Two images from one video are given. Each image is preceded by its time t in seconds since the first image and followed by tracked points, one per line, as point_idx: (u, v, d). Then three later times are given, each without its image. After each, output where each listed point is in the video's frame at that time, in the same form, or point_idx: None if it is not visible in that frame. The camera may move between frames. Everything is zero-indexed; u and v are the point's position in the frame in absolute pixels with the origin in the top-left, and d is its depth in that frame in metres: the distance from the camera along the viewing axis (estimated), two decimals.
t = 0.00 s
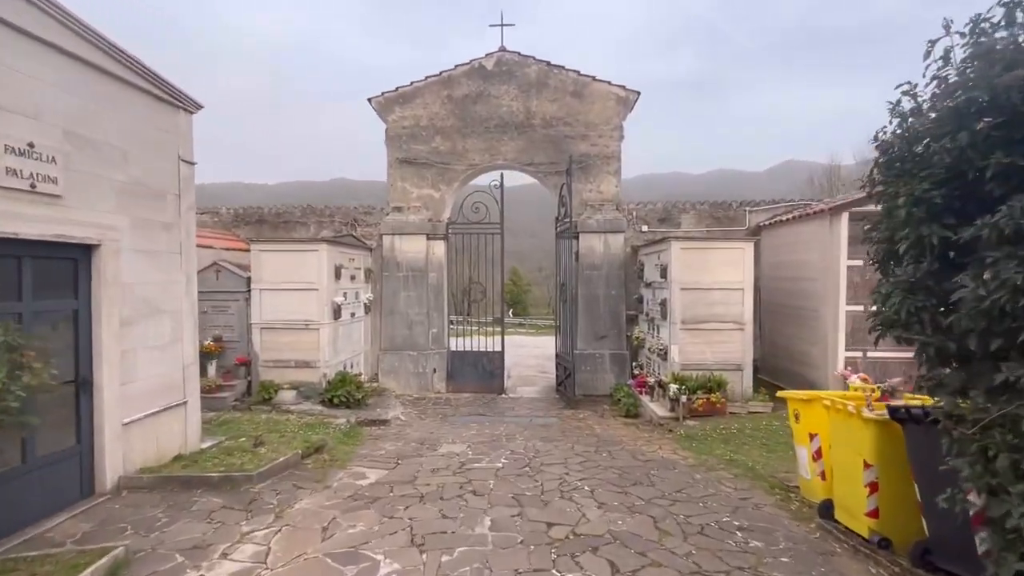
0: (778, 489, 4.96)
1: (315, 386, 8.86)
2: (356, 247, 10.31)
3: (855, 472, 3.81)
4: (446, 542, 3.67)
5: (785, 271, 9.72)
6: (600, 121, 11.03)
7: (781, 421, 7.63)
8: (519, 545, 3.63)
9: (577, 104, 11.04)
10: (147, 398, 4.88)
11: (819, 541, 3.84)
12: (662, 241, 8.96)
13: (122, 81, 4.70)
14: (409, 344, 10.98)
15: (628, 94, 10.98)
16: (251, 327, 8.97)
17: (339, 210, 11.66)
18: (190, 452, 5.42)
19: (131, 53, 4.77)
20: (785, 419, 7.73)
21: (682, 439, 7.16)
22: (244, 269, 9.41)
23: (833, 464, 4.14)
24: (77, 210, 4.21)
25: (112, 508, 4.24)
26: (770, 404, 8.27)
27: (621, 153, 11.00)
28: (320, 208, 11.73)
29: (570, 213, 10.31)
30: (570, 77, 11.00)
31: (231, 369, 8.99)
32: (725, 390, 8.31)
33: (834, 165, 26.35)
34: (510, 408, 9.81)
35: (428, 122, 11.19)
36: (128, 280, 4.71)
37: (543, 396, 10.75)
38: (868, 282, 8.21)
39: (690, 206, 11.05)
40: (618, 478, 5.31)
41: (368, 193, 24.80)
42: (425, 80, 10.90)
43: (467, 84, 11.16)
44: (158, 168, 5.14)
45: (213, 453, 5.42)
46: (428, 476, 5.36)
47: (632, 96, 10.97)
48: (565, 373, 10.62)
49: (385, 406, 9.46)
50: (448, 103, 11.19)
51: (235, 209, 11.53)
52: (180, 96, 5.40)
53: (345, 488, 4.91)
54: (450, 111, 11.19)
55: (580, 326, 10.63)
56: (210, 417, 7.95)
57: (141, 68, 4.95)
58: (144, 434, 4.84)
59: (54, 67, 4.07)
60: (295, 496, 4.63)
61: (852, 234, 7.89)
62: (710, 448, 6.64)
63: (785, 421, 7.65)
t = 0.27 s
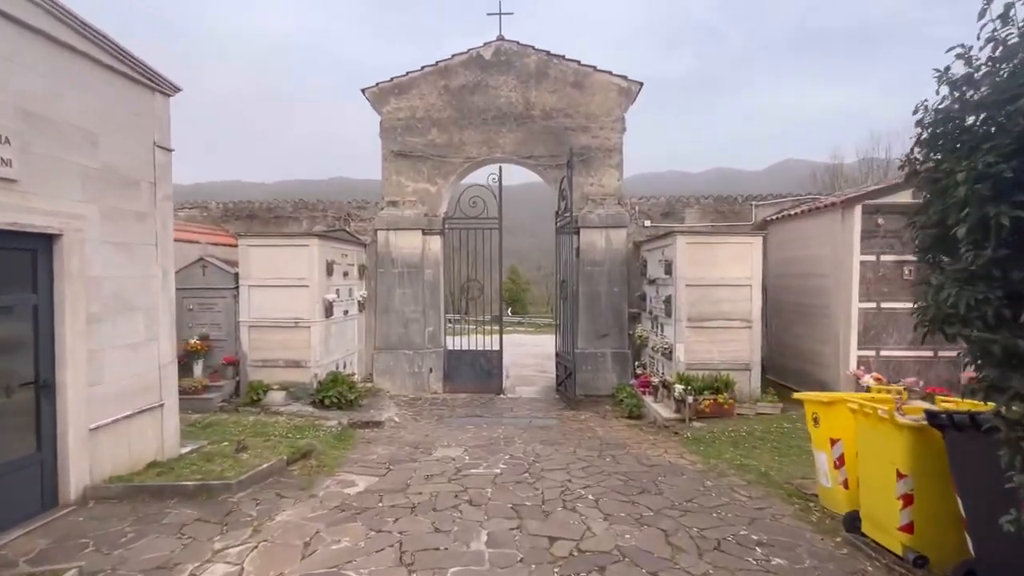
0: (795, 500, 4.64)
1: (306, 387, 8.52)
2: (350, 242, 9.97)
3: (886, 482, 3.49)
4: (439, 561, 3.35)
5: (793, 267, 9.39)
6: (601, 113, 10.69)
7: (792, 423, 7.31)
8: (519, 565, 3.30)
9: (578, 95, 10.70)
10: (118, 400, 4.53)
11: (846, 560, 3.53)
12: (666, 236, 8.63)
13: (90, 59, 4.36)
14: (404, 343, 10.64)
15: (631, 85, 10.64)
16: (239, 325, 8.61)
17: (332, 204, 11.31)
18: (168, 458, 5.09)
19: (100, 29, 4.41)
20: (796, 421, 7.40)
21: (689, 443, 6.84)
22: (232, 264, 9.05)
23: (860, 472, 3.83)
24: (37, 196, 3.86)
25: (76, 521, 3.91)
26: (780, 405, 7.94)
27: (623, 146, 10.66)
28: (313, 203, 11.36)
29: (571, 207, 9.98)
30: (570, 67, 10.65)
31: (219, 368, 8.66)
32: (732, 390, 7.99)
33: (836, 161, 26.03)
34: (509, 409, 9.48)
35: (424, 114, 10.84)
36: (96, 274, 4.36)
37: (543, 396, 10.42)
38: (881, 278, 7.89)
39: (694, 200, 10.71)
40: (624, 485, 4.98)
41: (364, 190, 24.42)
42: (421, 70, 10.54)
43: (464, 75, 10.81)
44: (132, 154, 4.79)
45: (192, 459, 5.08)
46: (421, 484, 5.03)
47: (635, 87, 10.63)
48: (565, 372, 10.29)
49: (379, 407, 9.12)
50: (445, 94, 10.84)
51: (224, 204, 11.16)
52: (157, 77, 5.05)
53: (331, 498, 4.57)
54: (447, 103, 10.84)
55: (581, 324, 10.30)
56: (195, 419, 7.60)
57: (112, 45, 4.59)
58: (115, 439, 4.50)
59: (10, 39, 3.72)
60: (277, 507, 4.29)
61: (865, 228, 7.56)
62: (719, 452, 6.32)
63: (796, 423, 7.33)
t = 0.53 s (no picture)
0: (813, 510, 4.35)
1: (298, 387, 8.21)
2: (344, 237, 9.65)
3: (919, 494, 3.22)
4: None
5: (802, 262, 9.07)
6: (603, 104, 10.36)
7: (803, 425, 7.01)
8: None
9: (579, 85, 10.36)
10: (88, 404, 4.23)
11: None
12: (671, 231, 8.32)
13: (55, 36, 4.04)
14: (401, 341, 10.34)
15: (634, 75, 10.30)
16: (227, 322, 8.29)
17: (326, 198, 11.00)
18: (144, 464, 4.78)
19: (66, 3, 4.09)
20: (807, 423, 7.10)
21: (696, 446, 6.53)
22: (221, 260, 8.73)
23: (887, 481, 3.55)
24: None
25: (37, 536, 3.60)
26: (789, 406, 7.64)
27: (626, 138, 10.33)
28: (306, 197, 11.03)
29: (572, 201, 9.66)
30: (571, 56, 10.32)
31: (207, 368, 8.37)
32: (741, 390, 7.68)
33: (839, 157, 25.69)
34: (509, 409, 9.18)
35: (420, 105, 10.50)
36: (62, 269, 4.05)
37: (543, 396, 10.12)
38: (896, 274, 7.58)
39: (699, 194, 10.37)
40: (630, 494, 4.69)
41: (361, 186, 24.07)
42: (417, 59, 10.20)
43: (462, 64, 10.47)
44: (102, 139, 4.47)
45: (170, 466, 4.78)
46: (414, 492, 4.73)
47: (638, 77, 10.29)
48: (566, 371, 10.00)
49: (374, 408, 8.82)
50: (442, 85, 10.50)
51: (215, 198, 10.83)
52: (131, 58, 4.72)
53: (317, 508, 4.27)
54: (444, 94, 10.50)
55: (582, 322, 10.00)
56: (181, 421, 7.30)
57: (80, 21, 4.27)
58: (85, 446, 4.19)
59: None
60: (258, 519, 4.00)
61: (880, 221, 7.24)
62: (729, 457, 6.02)
63: (807, 424, 7.04)
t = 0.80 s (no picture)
0: (835, 521, 4.03)
1: (288, 386, 7.89)
2: (337, 231, 9.32)
3: (960, 509, 2.90)
4: None
5: (812, 257, 8.74)
6: (605, 94, 10.02)
7: (815, 426, 6.69)
8: None
9: (580, 74, 10.02)
10: (49, 406, 3.90)
11: None
12: (677, 224, 7.99)
13: (13, 6, 3.72)
14: (396, 339, 10.02)
15: (637, 63, 9.96)
16: (214, 319, 7.97)
17: (319, 192, 10.53)
18: (115, 471, 4.46)
19: None
20: (819, 424, 6.78)
21: (704, 448, 6.22)
22: (208, 254, 8.40)
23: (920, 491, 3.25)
24: None
25: None
26: (800, 406, 7.32)
27: (629, 129, 9.99)
28: (299, 190, 10.69)
29: (573, 194, 9.33)
30: (572, 44, 9.97)
31: (195, 368, 8.04)
32: (749, 390, 7.36)
33: (843, 152, 25.33)
34: (507, 410, 8.86)
35: (416, 95, 10.16)
36: (21, 260, 3.74)
37: (543, 396, 9.80)
38: (912, 269, 7.25)
39: (704, 186, 10.02)
40: (636, 502, 4.38)
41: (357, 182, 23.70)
42: (413, 47, 9.85)
43: (459, 53, 10.12)
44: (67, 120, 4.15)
45: (143, 472, 4.46)
46: (404, 501, 4.41)
47: (641, 65, 9.94)
48: (567, 370, 9.68)
49: (368, 408, 8.50)
50: (438, 74, 10.15)
51: (205, 191, 10.49)
52: (100, 34, 4.40)
53: (297, 519, 3.96)
54: (441, 83, 10.16)
55: (584, 319, 9.67)
56: (164, 422, 6.98)
57: None
58: (47, 451, 3.88)
59: None
60: (232, 532, 3.69)
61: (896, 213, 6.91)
62: (739, 460, 5.71)
63: (819, 426, 6.72)
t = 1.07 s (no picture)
0: (863, 539, 3.74)
1: (279, 387, 7.59)
2: (331, 227, 9.01)
3: (1013, 531, 2.59)
4: None
5: (823, 254, 8.43)
6: (608, 85, 9.69)
7: (830, 431, 6.38)
8: None
9: (583, 65, 9.69)
10: (7, 414, 3.59)
11: None
12: (683, 219, 7.69)
13: None
14: (392, 338, 9.72)
15: (641, 53, 9.62)
16: (202, 318, 7.66)
17: (313, 186, 10.13)
18: (84, 481, 4.15)
19: None
20: (833, 428, 6.48)
21: (713, 454, 5.91)
22: (196, 250, 8.08)
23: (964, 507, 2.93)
24: None
25: None
26: (812, 409, 7.01)
27: (633, 121, 9.66)
28: (292, 184, 10.36)
29: (575, 187, 9.01)
30: (574, 34, 9.63)
31: (182, 368, 7.73)
32: (759, 392, 7.05)
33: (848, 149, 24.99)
34: (507, 412, 8.56)
35: (413, 86, 9.83)
36: None
37: (544, 397, 9.50)
38: (930, 266, 6.94)
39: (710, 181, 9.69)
40: (645, 516, 4.08)
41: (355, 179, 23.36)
42: (409, 36, 9.51)
43: (458, 42, 9.78)
44: (31, 104, 3.84)
45: (114, 483, 4.16)
46: (395, 513, 4.11)
47: (646, 55, 9.60)
48: (568, 370, 9.38)
49: (362, 409, 8.20)
50: (436, 64, 9.82)
51: (194, 185, 10.16)
52: (67, 11, 4.08)
53: (278, 535, 3.65)
54: (438, 73, 9.83)
55: (586, 318, 9.37)
56: (148, 425, 6.68)
57: None
58: (5, 462, 3.56)
59: None
60: (206, 551, 3.39)
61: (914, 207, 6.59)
62: (752, 468, 5.40)
63: (834, 430, 6.42)
